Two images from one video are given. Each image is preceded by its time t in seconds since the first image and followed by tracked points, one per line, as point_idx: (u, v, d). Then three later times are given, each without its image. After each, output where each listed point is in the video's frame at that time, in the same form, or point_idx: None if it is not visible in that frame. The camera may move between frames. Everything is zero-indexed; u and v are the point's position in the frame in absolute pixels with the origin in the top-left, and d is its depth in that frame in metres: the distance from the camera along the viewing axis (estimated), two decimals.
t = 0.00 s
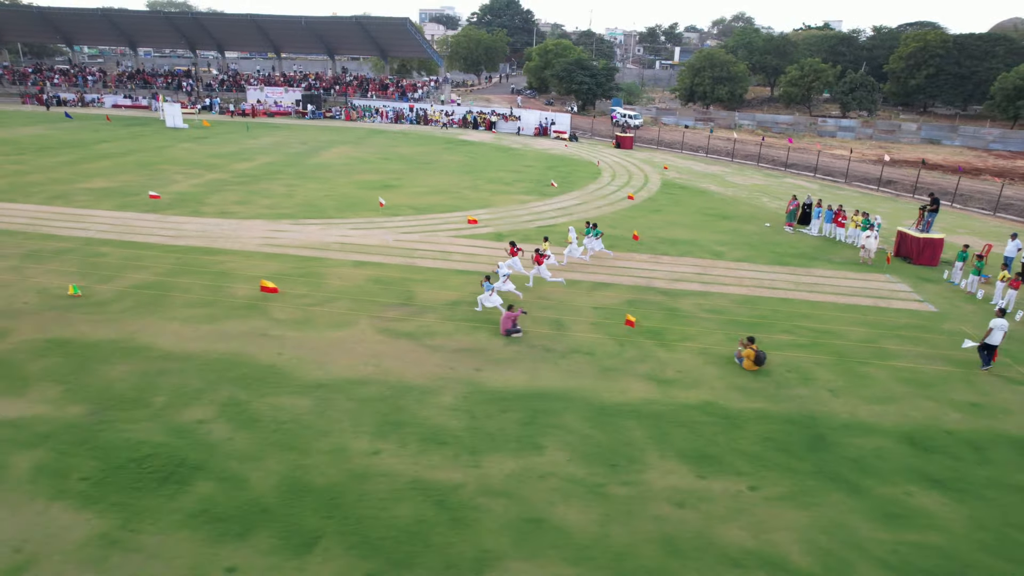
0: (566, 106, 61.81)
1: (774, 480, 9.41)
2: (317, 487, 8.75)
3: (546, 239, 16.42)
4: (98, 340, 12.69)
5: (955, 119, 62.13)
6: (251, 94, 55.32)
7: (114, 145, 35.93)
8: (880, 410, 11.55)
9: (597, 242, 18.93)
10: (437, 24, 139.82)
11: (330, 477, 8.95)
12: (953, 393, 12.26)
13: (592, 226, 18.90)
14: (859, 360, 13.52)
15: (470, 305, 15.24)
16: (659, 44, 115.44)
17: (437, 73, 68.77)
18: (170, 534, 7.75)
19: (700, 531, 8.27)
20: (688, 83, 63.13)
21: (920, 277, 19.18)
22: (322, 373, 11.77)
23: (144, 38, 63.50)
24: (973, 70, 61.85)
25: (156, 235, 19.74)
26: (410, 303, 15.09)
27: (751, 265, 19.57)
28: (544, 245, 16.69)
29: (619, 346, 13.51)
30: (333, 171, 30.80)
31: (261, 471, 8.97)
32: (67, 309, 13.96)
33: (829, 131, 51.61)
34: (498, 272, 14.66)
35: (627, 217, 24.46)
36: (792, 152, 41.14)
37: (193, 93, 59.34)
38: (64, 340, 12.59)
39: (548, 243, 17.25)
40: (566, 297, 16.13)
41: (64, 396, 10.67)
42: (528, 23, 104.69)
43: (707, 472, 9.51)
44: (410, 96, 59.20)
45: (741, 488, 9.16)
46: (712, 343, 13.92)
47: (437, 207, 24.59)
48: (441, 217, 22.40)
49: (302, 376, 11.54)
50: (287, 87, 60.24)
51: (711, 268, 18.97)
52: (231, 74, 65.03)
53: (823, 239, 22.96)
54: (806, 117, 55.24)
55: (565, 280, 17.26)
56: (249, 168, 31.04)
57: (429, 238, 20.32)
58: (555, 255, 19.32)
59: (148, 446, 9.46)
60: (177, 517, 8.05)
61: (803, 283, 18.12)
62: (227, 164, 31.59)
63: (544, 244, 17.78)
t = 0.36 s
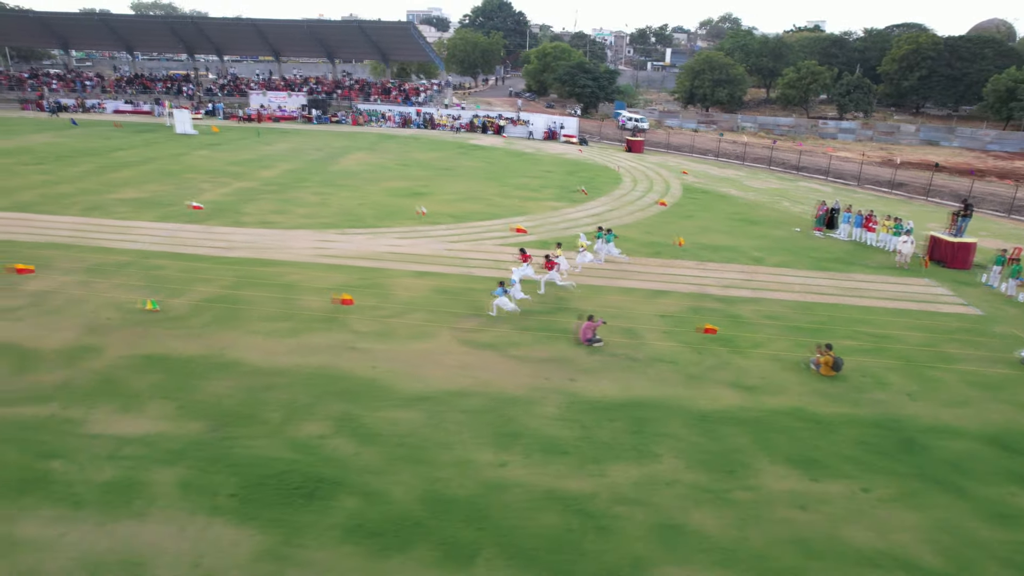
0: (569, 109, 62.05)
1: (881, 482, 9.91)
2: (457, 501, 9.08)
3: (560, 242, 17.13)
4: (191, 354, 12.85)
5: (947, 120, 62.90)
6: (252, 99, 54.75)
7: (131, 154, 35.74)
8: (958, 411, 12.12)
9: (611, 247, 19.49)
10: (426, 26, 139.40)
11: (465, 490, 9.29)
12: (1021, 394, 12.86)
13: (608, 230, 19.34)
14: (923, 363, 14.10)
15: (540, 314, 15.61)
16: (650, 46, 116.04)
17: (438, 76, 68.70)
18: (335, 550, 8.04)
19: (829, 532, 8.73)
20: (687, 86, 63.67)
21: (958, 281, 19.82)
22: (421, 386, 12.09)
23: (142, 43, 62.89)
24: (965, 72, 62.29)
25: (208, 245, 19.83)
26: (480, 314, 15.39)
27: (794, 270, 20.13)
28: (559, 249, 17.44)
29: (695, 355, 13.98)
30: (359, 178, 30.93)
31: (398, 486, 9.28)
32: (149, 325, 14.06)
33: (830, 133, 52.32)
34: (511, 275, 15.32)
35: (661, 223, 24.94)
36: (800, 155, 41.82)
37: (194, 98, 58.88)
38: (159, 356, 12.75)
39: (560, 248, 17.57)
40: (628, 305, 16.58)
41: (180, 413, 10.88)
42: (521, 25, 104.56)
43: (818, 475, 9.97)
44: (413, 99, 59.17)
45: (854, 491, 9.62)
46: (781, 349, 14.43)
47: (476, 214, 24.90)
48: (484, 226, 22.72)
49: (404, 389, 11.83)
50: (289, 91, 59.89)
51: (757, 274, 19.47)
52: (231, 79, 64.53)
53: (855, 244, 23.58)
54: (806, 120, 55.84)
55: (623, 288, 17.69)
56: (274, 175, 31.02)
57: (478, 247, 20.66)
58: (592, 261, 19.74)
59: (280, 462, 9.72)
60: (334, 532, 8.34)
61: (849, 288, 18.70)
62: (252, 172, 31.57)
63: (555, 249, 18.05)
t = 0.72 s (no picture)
0: (587, 110, 62.23)
1: (993, 480, 10.19)
2: (593, 500, 9.37)
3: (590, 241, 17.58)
4: (293, 356, 13.09)
5: (962, 121, 63.19)
6: (273, 101, 54.99)
7: (167, 156, 35.94)
8: None
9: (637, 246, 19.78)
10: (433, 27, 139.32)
11: (598, 490, 9.60)
12: None
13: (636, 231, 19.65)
14: (1002, 363, 14.39)
15: (619, 318, 15.91)
16: (659, 47, 116.14)
17: (454, 78, 68.88)
18: (492, 547, 8.33)
19: (957, 529, 9.02)
20: (704, 88, 63.88)
21: (1012, 283, 20.14)
22: (525, 388, 12.38)
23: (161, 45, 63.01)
24: (980, 73, 62.63)
25: (273, 247, 20.04)
26: (555, 317, 15.69)
27: (850, 273, 20.47)
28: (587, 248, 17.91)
29: (779, 357, 14.27)
30: (399, 181, 31.18)
31: (533, 486, 9.54)
32: (242, 327, 14.29)
33: (849, 135, 52.54)
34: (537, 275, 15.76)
35: (708, 226, 25.26)
36: (825, 158, 42.08)
37: (214, 100, 59.04)
38: (262, 358, 12.99)
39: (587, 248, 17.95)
40: (700, 309, 16.90)
41: (300, 414, 11.14)
42: (530, 26, 104.46)
43: (932, 474, 10.26)
44: (433, 101, 59.35)
45: (970, 489, 9.91)
46: (860, 350, 14.73)
47: (526, 217, 25.19)
48: (539, 229, 23.05)
49: (510, 390, 12.12)
50: (309, 93, 60.03)
51: (816, 277, 19.91)
52: (249, 81, 64.68)
53: (901, 246, 23.90)
54: (824, 122, 56.13)
55: (690, 292, 18.01)
56: (315, 178, 31.23)
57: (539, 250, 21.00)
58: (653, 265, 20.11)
59: (412, 462, 10.00)
60: (485, 531, 8.60)
61: (909, 291, 19.04)
62: (292, 174, 31.80)
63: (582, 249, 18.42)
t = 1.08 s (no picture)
0: (600, 112, 62.39)
1: None
2: (721, 501, 9.65)
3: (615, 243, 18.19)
4: (390, 362, 13.28)
5: (971, 121, 63.68)
6: (289, 104, 54.94)
7: (197, 160, 35.98)
8: None
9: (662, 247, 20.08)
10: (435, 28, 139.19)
11: (725, 492, 9.85)
12: None
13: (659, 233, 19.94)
14: None
15: (692, 323, 16.20)
16: (662, 48, 116.47)
17: (466, 80, 68.99)
18: (640, 550, 8.59)
19: None
20: (716, 89, 64.08)
21: None
22: (625, 395, 12.62)
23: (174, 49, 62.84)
24: (989, 73, 63.13)
25: (334, 252, 20.19)
26: (630, 322, 15.95)
27: (903, 275, 20.82)
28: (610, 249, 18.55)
29: (858, 360, 14.59)
30: (436, 184, 31.35)
31: (661, 490, 9.83)
32: (331, 333, 14.45)
33: (863, 135, 52.85)
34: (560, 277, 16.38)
35: (751, 229, 25.57)
36: (847, 159, 42.40)
37: (229, 103, 58.97)
38: (360, 365, 13.18)
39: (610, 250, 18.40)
40: (768, 313, 17.20)
41: (415, 421, 11.34)
42: (534, 27, 104.38)
43: None
44: (448, 103, 59.40)
45: None
46: (936, 352, 15.02)
47: (572, 221, 25.45)
48: (590, 233, 23.34)
49: (611, 396, 12.42)
50: (323, 96, 60.00)
51: (871, 279, 20.22)
52: (262, 84, 64.57)
53: (944, 247, 24.25)
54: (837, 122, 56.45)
55: (754, 295, 18.30)
56: (351, 182, 31.33)
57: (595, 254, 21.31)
58: (710, 269, 20.45)
59: (538, 468, 10.23)
60: (630, 534, 8.88)
61: (963, 293, 19.40)
62: (327, 178, 31.91)
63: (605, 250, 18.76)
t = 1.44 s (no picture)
0: (610, 113, 62.59)
1: None
2: (842, 501, 9.95)
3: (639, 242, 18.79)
4: (482, 369, 13.48)
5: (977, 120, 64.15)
6: (301, 106, 54.76)
7: (224, 164, 35.94)
8: None
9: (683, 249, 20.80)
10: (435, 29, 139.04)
11: (841, 494, 10.12)
12: None
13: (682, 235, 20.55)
14: None
15: (760, 326, 16.49)
16: (663, 48, 116.89)
17: (475, 82, 69.03)
18: (780, 549, 8.88)
19: None
20: (725, 90, 64.28)
21: None
22: (717, 399, 12.91)
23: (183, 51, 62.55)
24: (994, 73, 63.51)
25: (391, 258, 20.31)
26: (700, 327, 16.24)
27: (950, 275, 21.16)
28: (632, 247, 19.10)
29: (932, 360, 14.91)
30: (469, 187, 31.50)
31: (781, 490, 10.13)
32: (414, 340, 14.63)
33: (874, 135, 53.24)
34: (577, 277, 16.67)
35: (789, 231, 25.89)
36: (865, 159, 42.78)
37: (240, 106, 58.76)
38: (452, 373, 13.39)
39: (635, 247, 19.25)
40: (831, 315, 17.50)
41: (523, 430, 11.58)
42: (536, 28, 104.46)
43: None
44: (461, 105, 59.42)
45: None
46: (1005, 353, 15.33)
47: (614, 224, 25.69)
48: (637, 237, 23.63)
49: (706, 400, 12.75)
50: (335, 98, 59.88)
51: (921, 280, 20.51)
52: (271, 86, 64.36)
53: (982, 247, 24.59)
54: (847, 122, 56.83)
55: (813, 298, 18.60)
56: (384, 186, 31.40)
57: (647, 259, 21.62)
58: (763, 272, 20.78)
59: (655, 474, 10.48)
60: (765, 534, 9.16)
61: (1014, 292, 19.74)
62: (360, 182, 31.97)
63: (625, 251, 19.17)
